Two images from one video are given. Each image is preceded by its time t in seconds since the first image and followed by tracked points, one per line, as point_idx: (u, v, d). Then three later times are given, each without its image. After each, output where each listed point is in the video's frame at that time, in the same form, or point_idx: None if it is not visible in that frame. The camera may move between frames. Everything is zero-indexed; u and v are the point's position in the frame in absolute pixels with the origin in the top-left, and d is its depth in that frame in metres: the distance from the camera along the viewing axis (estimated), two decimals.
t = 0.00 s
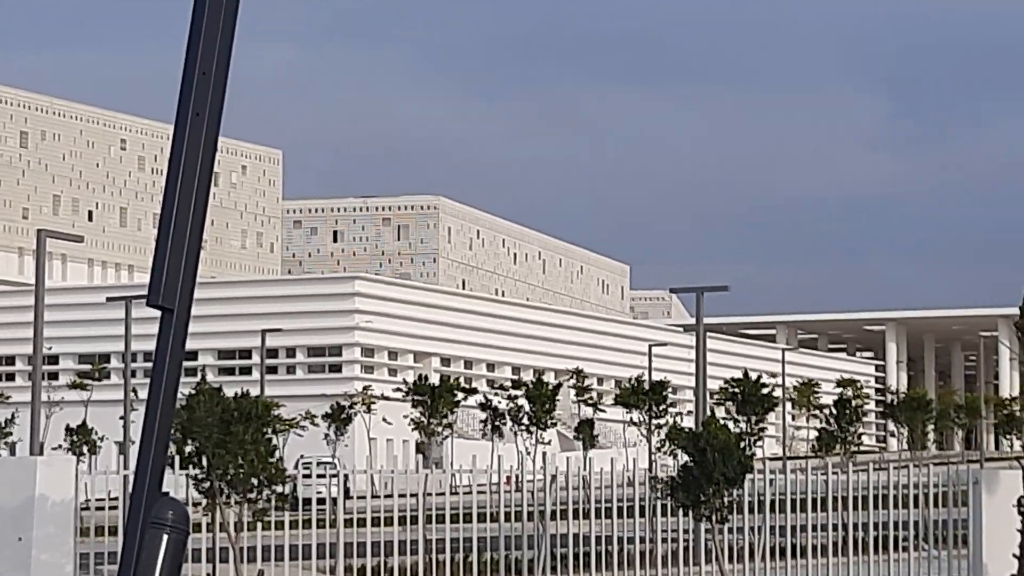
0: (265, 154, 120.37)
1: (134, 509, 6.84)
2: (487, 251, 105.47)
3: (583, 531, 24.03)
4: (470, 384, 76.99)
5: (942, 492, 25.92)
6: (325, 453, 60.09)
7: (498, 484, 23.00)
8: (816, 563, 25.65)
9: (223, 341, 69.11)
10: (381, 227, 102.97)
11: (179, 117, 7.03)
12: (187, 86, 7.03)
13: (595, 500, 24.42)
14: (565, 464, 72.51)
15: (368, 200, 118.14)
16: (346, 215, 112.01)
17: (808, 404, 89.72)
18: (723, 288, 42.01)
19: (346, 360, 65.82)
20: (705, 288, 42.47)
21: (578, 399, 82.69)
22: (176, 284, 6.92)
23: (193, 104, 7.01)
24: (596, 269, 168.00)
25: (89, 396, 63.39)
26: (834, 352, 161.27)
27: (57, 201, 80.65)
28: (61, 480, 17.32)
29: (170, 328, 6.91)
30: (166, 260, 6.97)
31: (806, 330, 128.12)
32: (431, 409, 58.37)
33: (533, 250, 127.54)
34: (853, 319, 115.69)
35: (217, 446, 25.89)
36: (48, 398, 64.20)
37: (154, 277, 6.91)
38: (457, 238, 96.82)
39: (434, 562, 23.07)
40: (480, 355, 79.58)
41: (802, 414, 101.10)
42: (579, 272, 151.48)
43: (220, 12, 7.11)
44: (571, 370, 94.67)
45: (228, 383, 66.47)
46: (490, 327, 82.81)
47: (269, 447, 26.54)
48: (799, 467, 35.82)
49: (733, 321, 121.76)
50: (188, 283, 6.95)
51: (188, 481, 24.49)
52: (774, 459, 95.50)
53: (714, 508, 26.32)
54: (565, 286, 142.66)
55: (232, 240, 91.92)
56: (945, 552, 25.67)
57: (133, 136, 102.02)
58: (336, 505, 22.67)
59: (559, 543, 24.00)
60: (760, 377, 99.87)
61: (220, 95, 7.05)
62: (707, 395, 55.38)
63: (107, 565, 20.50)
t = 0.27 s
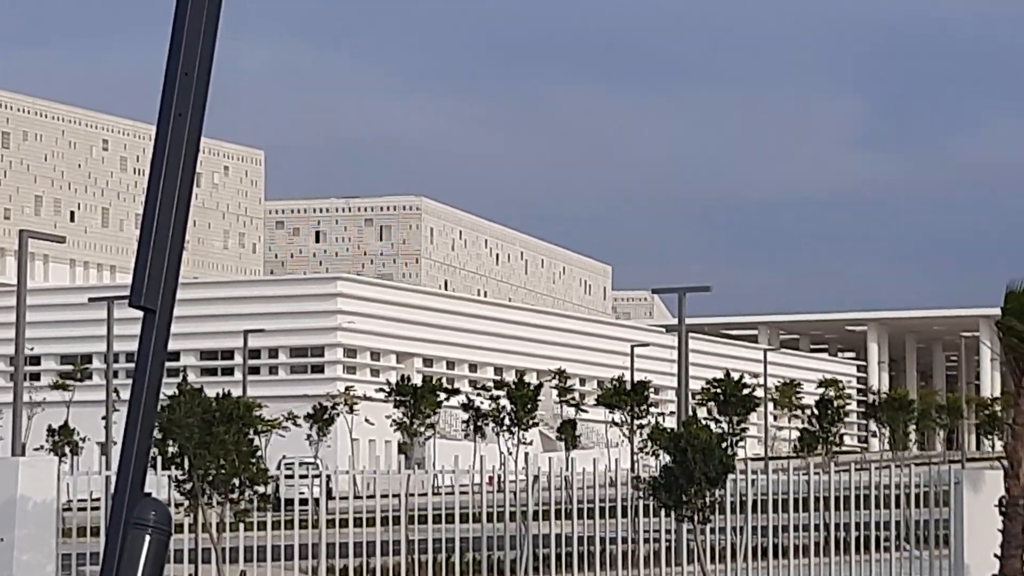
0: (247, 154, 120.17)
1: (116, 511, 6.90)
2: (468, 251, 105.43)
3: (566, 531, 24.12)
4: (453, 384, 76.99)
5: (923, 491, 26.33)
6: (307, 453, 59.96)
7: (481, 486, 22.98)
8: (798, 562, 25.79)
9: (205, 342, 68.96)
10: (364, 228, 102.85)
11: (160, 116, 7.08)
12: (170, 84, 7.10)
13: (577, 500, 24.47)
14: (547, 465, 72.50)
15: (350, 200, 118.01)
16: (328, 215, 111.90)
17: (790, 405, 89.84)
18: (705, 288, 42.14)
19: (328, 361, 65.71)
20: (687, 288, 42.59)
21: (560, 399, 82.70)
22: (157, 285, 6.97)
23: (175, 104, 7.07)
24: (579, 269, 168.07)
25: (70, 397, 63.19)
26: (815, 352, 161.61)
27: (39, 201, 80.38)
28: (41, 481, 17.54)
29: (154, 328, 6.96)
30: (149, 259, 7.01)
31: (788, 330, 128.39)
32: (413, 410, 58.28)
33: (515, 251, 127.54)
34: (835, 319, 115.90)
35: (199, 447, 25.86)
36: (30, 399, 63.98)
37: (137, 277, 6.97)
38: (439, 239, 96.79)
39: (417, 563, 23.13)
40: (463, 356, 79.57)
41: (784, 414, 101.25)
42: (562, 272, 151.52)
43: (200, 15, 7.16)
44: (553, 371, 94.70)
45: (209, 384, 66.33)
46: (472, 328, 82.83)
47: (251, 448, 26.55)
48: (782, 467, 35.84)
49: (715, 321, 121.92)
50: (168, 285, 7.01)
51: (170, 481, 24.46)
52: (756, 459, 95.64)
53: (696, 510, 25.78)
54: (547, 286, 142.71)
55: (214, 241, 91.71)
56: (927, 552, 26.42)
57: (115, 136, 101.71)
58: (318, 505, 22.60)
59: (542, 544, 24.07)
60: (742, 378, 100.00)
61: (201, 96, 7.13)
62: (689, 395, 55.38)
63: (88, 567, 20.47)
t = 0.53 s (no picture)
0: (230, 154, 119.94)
1: (99, 509, 6.93)
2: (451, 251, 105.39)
3: (549, 531, 24.19)
4: (435, 384, 77.01)
5: (906, 491, 26.45)
6: (289, 454, 59.86)
7: (464, 485, 23.01)
8: (780, 562, 25.76)
9: (187, 342, 68.81)
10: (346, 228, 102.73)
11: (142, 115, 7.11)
12: (152, 83, 7.12)
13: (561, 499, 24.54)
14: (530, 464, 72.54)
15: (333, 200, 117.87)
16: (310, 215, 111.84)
17: (773, 404, 89.98)
18: (688, 287, 42.20)
19: (310, 361, 65.63)
20: (670, 288, 42.64)
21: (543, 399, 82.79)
22: (140, 284, 7.00)
23: (156, 105, 7.09)
24: (562, 269, 168.13)
25: (52, 397, 63.02)
26: (798, 352, 161.93)
27: (21, 201, 80.13)
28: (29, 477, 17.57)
29: (135, 329, 7.00)
30: (131, 258, 7.04)
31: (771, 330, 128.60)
32: (395, 410, 58.22)
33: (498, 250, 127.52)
34: (817, 319, 116.18)
35: (181, 446, 25.77)
36: (11, 399, 63.78)
37: (119, 277, 6.99)
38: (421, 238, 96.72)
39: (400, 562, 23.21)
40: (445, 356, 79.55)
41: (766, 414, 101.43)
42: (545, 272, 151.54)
43: (181, 14, 7.19)
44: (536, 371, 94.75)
45: (192, 384, 66.21)
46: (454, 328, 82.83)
47: (233, 448, 26.55)
48: (764, 468, 35.91)
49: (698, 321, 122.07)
50: (151, 284, 7.04)
51: (152, 481, 24.50)
52: (739, 459, 95.76)
53: (679, 509, 25.69)
54: (530, 286, 142.69)
55: (196, 241, 91.55)
56: (909, 551, 26.51)
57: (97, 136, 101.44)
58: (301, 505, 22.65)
59: (526, 543, 24.14)
60: (725, 377, 100.11)
61: (183, 94, 7.15)
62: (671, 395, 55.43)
63: (72, 567, 20.47)
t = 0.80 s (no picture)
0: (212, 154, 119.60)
1: (81, 509, 6.96)
2: (433, 250, 105.40)
3: (531, 531, 24.24)
4: (418, 384, 77.03)
5: (887, 491, 26.59)
6: (272, 454, 59.84)
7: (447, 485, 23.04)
8: (763, 562, 25.92)
9: (170, 342, 68.75)
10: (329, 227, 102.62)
11: (124, 116, 7.14)
12: (134, 82, 7.15)
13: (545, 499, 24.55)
14: (513, 464, 72.59)
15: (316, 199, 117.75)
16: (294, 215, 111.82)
17: (756, 404, 90.16)
18: (671, 287, 42.32)
19: (293, 360, 65.56)
20: (653, 288, 42.76)
21: (526, 399, 82.83)
22: (122, 283, 7.04)
23: (140, 104, 7.12)
24: (544, 268, 168.21)
25: (35, 397, 62.89)
26: (780, 352, 162.25)
27: (3, 201, 80.03)
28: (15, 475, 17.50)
29: (119, 328, 7.03)
30: (114, 257, 7.07)
31: (753, 329, 128.83)
32: (378, 410, 58.21)
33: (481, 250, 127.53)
34: (799, 319, 116.44)
35: (163, 446, 25.76)
36: None
37: (102, 276, 7.02)
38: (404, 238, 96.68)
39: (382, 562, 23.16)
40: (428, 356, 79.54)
41: (748, 413, 101.63)
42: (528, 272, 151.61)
43: (165, 14, 7.22)
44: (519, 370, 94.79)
45: (174, 384, 66.12)
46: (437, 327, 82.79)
47: (216, 448, 26.53)
48: (745, 466, 36.04)
49: (681, 321, 122.23)
50: (133, 284, 7.07)
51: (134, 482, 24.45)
52: (721, 458, 95.95)
53: (662, 508, 25.42)
54: (513, 286, 142.66)
55: (179, 241, 91.41)
56: (891, 551, 26.62)
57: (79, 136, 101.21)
58: (284, 506, 22.65)
59: (509, 543, 24.19)
60: (708, 377, 100.31)
61: (166, 93, 7.18)
62: (653, 396, 55.53)
63: (55, 567, 20.54)
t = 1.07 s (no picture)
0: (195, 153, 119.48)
1: (66, 510, 6.99)
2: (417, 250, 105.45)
3: (514, 531, 24.29)
4: (401, 383, 77.15)
5: (871, 490, 26.91)
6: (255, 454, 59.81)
7: (430, 485, 23.10)
8: (746, 561, 26.02)
9: (153, 342, 68.69)
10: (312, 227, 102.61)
11: (106, 117, 7.19)
12: (116, 82, 7.19)
13: (527, 499, 24.62)
14: (496, 464, 72.66)
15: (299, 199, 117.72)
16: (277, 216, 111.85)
17: (739, 404, 90.39)
18: (654, 288, 42.54)
19: (276, 361, 65.56)
20: (635, 289, 43.00)
21: (509, 399, 82.88)
22: (105, 283, 7.08)
23: (122, 104, 7.17)
24: (528, 269, 168.44)
25: (17, 397, 62.78)
26: (763, 352, 162.68)
27: None
28: None
29: (102, 328, 7.07)
30: (97, 258, 7.12)
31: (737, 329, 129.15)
32: (361, 410, 58.20)
33: (464, 250, 127.63)
34: (782, 318, 116.75)
35: (145, 448, 25.82)
36: None
37: (84, 277, 7.06)
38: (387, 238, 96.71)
39: (366, 563, 23.18)
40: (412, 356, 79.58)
41: (731, 413, 101.83)
42: (511, 272, 151.81)
43: (147, 16, 7.28)
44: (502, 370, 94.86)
45: (157, 384, 66.07)
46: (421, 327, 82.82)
47: (198, 448, 26.65)
48: (728, 465, 36.29)
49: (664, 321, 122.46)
50: (116, 284, 7.12)
51: (117, 482, 24.45)
52: (704, 458, 96.12)
53: (646, 508, 25.68)
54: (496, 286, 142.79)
55: (162, 241, 91.30)
56: (875, 551, 26.98)
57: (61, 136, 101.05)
58: (268, 506, 22.66)
59: (492, 543, 24.24)
60: (691, 377, 100.49)
61: (149, 93, 7.23)
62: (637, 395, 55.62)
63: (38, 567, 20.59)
